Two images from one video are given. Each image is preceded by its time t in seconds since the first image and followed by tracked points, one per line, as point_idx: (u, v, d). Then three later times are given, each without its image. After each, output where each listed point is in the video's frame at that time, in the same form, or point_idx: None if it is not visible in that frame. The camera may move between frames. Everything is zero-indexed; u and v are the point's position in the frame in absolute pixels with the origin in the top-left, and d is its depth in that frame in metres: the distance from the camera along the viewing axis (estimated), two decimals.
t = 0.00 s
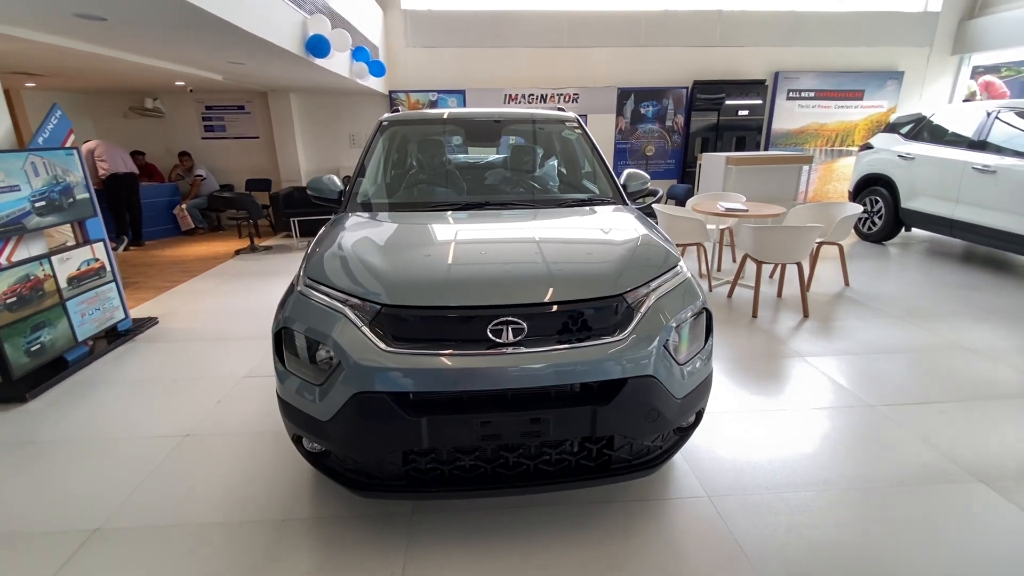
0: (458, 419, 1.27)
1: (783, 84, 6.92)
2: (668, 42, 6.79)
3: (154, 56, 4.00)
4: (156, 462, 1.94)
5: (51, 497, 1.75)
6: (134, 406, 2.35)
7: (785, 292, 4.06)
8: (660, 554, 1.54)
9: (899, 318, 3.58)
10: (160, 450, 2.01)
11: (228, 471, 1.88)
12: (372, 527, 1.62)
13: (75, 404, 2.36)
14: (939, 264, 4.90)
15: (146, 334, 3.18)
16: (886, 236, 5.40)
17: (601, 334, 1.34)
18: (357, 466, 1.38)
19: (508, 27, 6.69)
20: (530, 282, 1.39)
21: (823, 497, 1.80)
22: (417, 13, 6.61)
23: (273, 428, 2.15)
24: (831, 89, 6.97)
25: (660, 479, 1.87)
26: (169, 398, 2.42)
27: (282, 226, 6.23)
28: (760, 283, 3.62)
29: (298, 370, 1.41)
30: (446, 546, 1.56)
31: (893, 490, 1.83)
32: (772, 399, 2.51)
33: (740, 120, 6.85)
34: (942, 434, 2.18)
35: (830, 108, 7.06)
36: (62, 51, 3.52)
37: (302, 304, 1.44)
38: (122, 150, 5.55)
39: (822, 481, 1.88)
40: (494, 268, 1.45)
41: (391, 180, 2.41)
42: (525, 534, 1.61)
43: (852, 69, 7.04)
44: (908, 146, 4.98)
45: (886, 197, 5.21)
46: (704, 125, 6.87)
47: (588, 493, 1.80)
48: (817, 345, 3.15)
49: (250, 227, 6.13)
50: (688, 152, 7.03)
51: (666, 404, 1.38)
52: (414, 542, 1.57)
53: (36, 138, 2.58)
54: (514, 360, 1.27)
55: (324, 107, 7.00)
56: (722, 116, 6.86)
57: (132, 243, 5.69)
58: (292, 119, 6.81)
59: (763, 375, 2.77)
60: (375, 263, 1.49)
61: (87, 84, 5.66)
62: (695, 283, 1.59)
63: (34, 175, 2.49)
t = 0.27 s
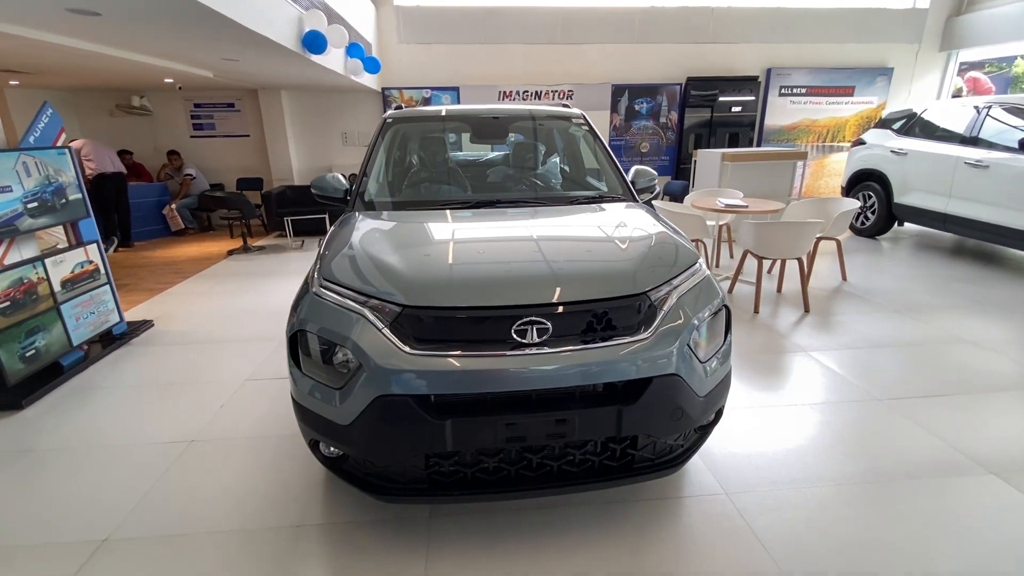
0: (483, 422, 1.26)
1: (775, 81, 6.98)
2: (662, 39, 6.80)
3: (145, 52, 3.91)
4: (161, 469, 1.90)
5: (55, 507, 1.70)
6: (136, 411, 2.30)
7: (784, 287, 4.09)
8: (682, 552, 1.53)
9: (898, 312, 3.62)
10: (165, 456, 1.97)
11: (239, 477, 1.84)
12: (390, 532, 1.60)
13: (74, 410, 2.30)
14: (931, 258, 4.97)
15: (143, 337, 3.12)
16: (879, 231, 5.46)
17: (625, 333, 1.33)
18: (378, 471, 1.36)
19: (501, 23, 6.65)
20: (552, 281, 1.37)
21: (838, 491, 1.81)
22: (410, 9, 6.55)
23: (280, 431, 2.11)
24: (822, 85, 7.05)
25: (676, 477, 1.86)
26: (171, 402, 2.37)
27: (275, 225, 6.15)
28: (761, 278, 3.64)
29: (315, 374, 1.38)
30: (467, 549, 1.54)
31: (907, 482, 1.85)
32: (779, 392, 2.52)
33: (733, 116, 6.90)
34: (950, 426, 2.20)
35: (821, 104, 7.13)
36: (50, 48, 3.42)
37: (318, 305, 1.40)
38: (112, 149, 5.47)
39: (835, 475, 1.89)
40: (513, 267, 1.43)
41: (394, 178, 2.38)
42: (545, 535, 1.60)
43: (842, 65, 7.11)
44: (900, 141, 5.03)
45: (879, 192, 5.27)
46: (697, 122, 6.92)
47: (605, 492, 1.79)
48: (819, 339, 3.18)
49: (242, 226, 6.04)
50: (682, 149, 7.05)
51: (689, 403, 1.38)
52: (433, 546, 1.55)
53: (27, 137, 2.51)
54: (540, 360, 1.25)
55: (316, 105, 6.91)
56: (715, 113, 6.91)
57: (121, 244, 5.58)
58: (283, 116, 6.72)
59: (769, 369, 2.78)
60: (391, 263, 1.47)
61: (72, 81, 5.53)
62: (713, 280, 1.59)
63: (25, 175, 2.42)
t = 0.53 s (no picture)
0: (491, 418, 1.26)
1: (765, 78, 7.05)
2: (653, 36, 6.83)
3: (135, 50, 3.87)
4: (162, 470, 1.88)
5: (55, 510, 1.69)
6: (133, 413, 2.28)
7: (777, 282, 4.14)
8: (687, 544, 1.55)
9: (888, 306, 3.68)
10: (166, 458, 1.95)
11: (241, 478, 1.83)
12: (396, 528, 1.60)
13: (70, 413, 2.27)
14: (919, 252, 5.05)
15: (137, 339, 3.09)
16: (868, 226, 5.54)
17: (630, 328, 1.35)
18: (385, 468, 1.36)
19: (493, 21, 6.64)
20: (557, 277, 1.38)
21: (836, 481, 1.84)
22: (401, 7, 6.52)
23: (281, 431, 2.10)
24: (811, 82, 7.13)
25: (678, 471, 1.88)
26: (169, 404, 2.35)
27: (266, 225, 6.10)
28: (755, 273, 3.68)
29: (320, 373, 1.38)
30: (473, 545, 1.55)
31: (903, 471, 1.89)
32: (774, 385, 2.56)
33: (724, 113, 6.96)
34: (942, 416, 2.25)
35: (810, 101, 7.21)
36: (37, 46, 3.37)
37: (322, 304, 1.40)
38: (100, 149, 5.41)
39: (834, 466, 1.92)
40: (517, 265, 1.44)
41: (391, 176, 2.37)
42: (550, 530, 1.61)
43: (831, 63, 7.20)
44: (888, 138, 5.11)
45: (868, 187, 5.34)
46: (688, 119, 6.98)
47: (609, 486, 1.80)
48: (812, 333, 3.22)
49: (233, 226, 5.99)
50: (674, 146, 7.09)
51: (693, 396, 1.40)
52: (439, 542, 1.56)
53: (17, 137, 2.48)
54: (547, 356, 1.27)
55: (307, 103, 6.86)
56: (706, 110, 6.97)
57: (110, 245, 5.51)
58: (274, 115, 6.66)
59: (764, 363, 2.82)
60: (396, 261, 1.47)
61: (58, 80, 5.44)
62: (715, 275, 1.61)
63: (16, 175, 2.39)
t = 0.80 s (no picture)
0: (490, 414, 1.27)
1: (755, 76, 7.10)
2: (644, 34, 6.86)
3: (123, 48, 3.82)
4: (157, 471, 1.87)
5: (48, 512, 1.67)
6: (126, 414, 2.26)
7: (769, 278, 4.18)
8: (683, 536, 1.57)
9: (878, 300, 3.72)
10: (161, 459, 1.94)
11: (237, 477, 1.82)
12: (394, 526, 1.61)
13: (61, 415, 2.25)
14: (907, 247, 5.12)
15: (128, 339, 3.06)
16: (857, 222, 5.60)
17: (627, 323, 1.36)
18: (383, 465, 1.36)
19: (485, 19, 6.63)
20: (553, 273, 1.39)
21: (828, 473, 1.86)
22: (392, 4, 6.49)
23: (276, 430, 2.10)
24: (800, 80, 7.19)
25: (673, 465, 1.90)
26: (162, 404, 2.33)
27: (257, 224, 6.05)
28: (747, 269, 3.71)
29: (317, 371, 1.38)
30: (471, 541, 1.55)
31: (893, 462, 1.92)
32: (766, 379, 2.58)
33: (714, 111, 7.01)
34: (931, 407, 2.29)
35: (800, 99, 7.28)
36: (23, 43, 3.32)
37: (319, 301, 1.40)
38: (86, 148, 5.34)
39: (826, 458, 1.95)
40: (514, 261, 1.44)
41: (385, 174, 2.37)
42: (547, 525, 1.62)
43: (819, 60, 7.26)
44: (876, 134, 5.17)
45: (857, 184, 5.40)
46: (680, 116, 7.01)
47: (605, 481, 1.82)
48: (803, 328, 3.26)
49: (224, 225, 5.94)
50: (666, 143, 7.13)
51: (689, 390, 1.41)
52: (437, 538, 1.56)
53: (3, 136, 2.45)
54: (544, 352, 1.27)
55: (298, 101, 6.82)
56: (697, 107, 7.01)
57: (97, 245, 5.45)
58: (264, 113, 6.61)
59: (757, 357, 2.85)
60: (392, 258, 1.47)
61: (43, 78, 5.36)
62: (709, 271, 1.62)
63: (3, 174, 2.36)
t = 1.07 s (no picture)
0: (478, 412, 1.24)
1: (744, 70, 7.09)
2: (634, 27, 6.83)
3: (101, 38, 3.72)
4: (138, 472, 1.83)
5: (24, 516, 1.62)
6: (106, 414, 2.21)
7: (758, 272, 4.19)
8: (675, 532, 1.56)
9: (865, 294, 3.75)
10: (142, 460, 1.90)
11: (222, 479, 1.78)
12: (382, 526, 1.58)
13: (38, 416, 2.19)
14: (894, 241, 5.16)
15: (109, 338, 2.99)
16: (845, 216, 5.64)
17: (618, 318, 1.34)
18: (370, 465, 1.33)
19: (473, 11, 6.57)
20: (543, 268, 1.36)
21: (819, 467, 1.87)
22: None
23: (262, 430, 2.06)
24: (789, 74, 7.19)
25: (665, 461, 1.89)
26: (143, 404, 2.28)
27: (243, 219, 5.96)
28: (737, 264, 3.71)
29: (301, 370, 1.34)
30: (461, 541, 1.53)
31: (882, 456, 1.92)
32: (756, 373, 2.59)
33: (704, 105, 7.01)
34: (919, 400, 2.30)
35: (789, 93, 7.30)
36: None
37: (302, 299, 1.36)
38: (66, 142, 5.23)
39: (816, 452, 1.95)
40: (503, 255, 1.41)
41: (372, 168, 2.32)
42: (538, 523, 1.60)
43: (808, 55, 7.29)
44: (864, 129, 5.19)
45: (845, 178, 5.43)
46: (670, 111, 7.01)
47: (596, 478, 1.80)
48: (793, 322, 3.27)
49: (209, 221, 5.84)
50: (656, 138, 7.12)
51: (681, 385, 1.40)
52: (426, 538, 1.54)
53: None
54: (534, 348, 1.25)
55: (284, 94, 6.71)
56: (687, 101, 7.00)
57: (78, 241, 5.33)
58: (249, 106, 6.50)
59: (747, 352, 2.85)
60: (378, 253, 1.43)
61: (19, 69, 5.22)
62: (700, 265, 1.61)
63: None
